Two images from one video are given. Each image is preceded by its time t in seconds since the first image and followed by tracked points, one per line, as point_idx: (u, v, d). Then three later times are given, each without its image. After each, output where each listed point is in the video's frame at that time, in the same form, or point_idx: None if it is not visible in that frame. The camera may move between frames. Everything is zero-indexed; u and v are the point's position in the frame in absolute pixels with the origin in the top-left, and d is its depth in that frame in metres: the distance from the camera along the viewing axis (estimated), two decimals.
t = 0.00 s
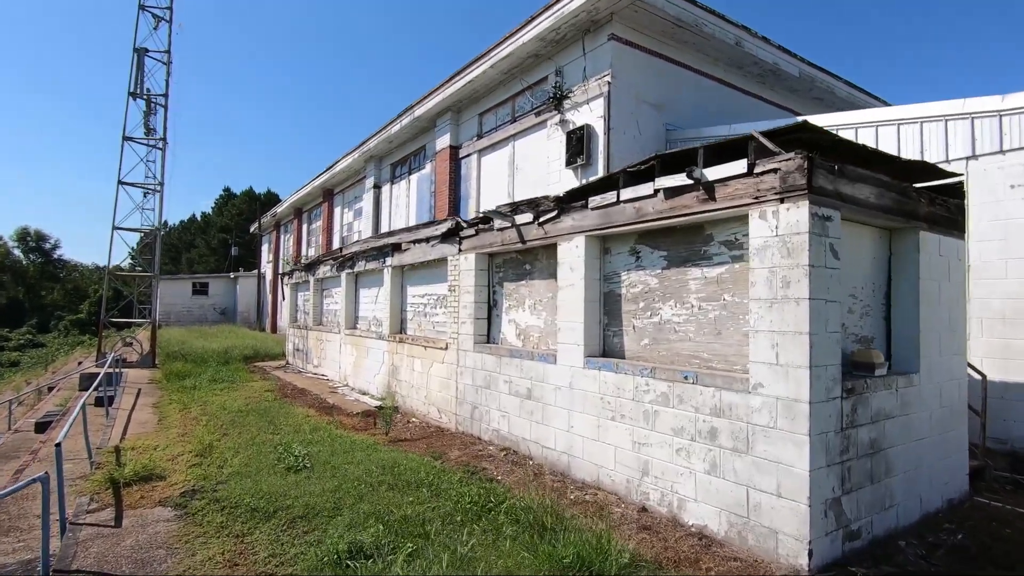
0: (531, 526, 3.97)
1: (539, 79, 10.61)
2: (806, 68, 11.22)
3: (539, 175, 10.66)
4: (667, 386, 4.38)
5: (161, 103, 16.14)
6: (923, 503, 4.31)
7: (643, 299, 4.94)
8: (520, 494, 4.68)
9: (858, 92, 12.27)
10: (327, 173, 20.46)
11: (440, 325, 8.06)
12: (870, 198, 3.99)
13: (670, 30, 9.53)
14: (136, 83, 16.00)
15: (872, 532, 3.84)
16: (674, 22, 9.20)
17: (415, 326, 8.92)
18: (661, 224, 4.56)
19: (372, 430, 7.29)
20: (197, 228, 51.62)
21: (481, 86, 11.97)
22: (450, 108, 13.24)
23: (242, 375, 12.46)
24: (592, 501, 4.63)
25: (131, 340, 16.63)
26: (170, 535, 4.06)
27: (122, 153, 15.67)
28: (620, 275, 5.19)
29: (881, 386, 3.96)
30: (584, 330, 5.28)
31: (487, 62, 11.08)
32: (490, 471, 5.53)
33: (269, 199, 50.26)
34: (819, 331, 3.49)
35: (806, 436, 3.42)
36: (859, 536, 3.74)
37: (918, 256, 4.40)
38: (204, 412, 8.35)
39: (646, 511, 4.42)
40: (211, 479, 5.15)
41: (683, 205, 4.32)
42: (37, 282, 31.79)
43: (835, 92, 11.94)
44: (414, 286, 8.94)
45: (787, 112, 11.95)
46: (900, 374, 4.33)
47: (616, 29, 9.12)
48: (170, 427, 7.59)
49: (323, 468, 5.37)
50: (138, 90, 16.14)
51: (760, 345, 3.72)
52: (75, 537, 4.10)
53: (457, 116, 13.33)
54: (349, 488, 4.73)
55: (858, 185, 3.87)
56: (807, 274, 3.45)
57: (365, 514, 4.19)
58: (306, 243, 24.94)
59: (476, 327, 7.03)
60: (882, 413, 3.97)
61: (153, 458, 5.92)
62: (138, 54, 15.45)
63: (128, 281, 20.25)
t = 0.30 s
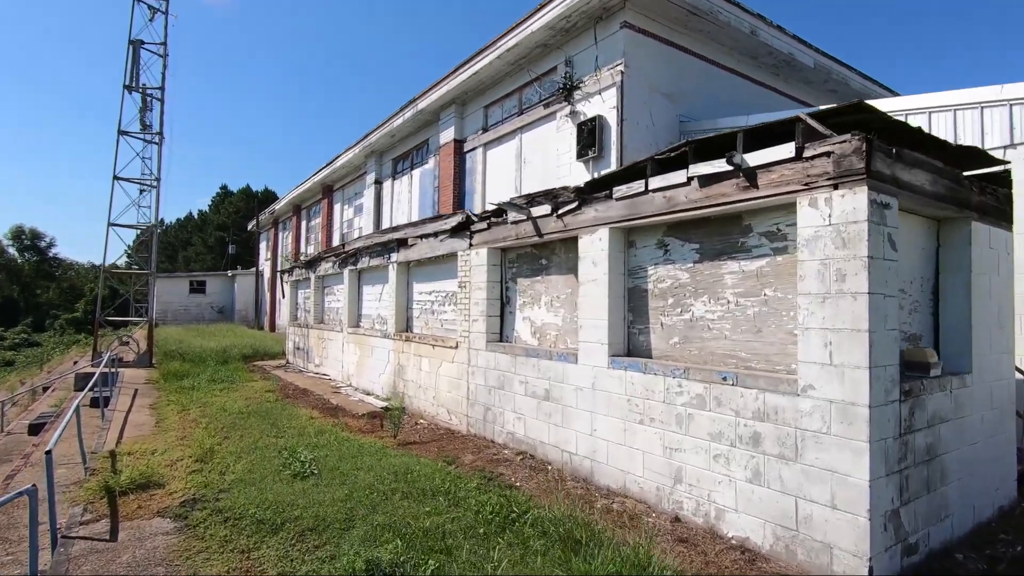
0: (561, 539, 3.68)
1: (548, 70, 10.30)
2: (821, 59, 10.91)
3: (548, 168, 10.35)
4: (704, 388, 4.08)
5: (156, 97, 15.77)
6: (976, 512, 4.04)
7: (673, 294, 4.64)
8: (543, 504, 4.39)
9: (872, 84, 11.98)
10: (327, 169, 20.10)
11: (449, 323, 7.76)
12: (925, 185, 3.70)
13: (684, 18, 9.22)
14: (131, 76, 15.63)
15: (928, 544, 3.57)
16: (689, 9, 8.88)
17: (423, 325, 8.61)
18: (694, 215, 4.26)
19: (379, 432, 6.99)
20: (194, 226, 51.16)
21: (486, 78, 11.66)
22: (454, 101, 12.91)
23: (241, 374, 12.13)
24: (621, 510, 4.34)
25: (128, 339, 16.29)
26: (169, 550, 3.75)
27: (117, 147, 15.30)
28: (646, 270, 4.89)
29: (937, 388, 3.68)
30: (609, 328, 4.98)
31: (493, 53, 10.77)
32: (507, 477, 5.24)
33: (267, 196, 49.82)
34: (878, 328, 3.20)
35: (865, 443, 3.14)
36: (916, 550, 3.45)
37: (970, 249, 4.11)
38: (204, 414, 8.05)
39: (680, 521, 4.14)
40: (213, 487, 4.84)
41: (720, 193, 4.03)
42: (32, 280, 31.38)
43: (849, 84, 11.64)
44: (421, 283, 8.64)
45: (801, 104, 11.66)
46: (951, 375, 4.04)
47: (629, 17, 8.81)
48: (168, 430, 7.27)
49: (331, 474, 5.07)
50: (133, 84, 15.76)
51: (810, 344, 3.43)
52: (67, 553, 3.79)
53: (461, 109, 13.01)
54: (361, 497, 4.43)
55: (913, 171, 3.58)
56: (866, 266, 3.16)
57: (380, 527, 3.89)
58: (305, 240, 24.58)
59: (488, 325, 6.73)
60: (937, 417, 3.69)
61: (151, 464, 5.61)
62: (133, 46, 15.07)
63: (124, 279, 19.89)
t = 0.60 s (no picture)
0: (596, 556, 3.40)
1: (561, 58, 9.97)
2: (842, 48, 10.57)
3: (560, 160, 10.03)
4: (745, 393, 3.80)
5: (157, 86, 15.44)
6: None
7: (707, 291, 4.36)
8: (571, 514, 4.11)
9: (893, 75, 11.63)
10: (330, 162, 19.78)
11: (462, 319, 7.48)
12: (993, 174, 3.40)
13: (704, 4, 8.88)
14: (132, 65, 15.30)
15: (994, 563, 3.29)
16: None
17: (433, 321, 8.33)
18: (735, 205, 3.97)
19: (389, 433, 6.72)
20: (195, 220, 50.84)
21: (496, 67, 11.33)
22: (463, 91, 12.58)
23: (245, 370, 11.87)
24: (653, 520, 4.07)
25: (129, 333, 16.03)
26: (172, 565, 3.48)
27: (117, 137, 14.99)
28: (677, 265, 4.61)
29: (1003, 394, 3.39)
30: (637, 326, 4.69)
31: (504, 40, 10.44)
32: (527, 482, 4.96)
33: (268, 190, 49.47)
34: (951, 330, 2.91)
35: (937, 456, 2.85)
36: (984, 570, 3.18)
37: None
38: (207, 412, 7.78)
39: (718, 534, 3.87)
40: (218, 493, 4.57)
41: (766, 182, 3.73)
42: (33, 273, 31.14)
43: (870, 74, 11.29)
44: (431, 277, 8.35)
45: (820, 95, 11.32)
46: (1013, 379, 3.75)
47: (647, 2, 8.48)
48: (170, 429, 7.01)
49: (342, 480, 4.80)
50: (134, 73, 15.44)
51: (871, 346, 3.15)
52: (62, 566, 3.51)
53: (470, 100, 12.69)
54: (375, 506, 4.16)
55: (983, 158, 3.28)
56: (940, 261, 2.87)
57: (398, 541, 3.61)
58: (308, 234, 24.27)
59: (504, 322, 6.45)
60: (1003, 425, 3.41)
61: (153, 467, 5.34)
62: (133, 34, 14.73)
63: (125, 273, 19.62)
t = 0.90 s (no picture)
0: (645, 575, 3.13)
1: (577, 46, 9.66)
2: (866, 35, 10.23)
3: (576, 151, 9.73)
4: (801, 397, 3.52)
5: (160, 77, 15.15)
6: None
7: (753, 285, 4.08)
8: (609, 526, 3.84)
9: (917, 64, 11.29)
10: (335, 155, 19.48)
11: (479, 315, 7.21)
12: None
13: None
14: (134, 56, 15.00)
15: None
16: None
17: (447, 317, 8.06)
18: (788, 194, 3.68)
19: (405, 434, 6.47)
20: (197, 214, 50.57)
21: (509, 56, 11.01)
22: (473, 81, 12.27)
23: (251, 367, 11.62)
24: (697, 531, 3.81)
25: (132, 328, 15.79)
26: None
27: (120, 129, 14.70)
28: (718, 258, 4.33)
29: None
30: (675, 324, 4.40)
31: (518, 28, 10.12)
32: (555, 488, 4.69)
33: (271, 185, 49.16)
34: None
35: None
36: None
37: None
38: (215, 411, 7.53)
39: (769, 547, 3.60)
40: (231, 499, 4.32)
41: (825, 168, 3.44)
42: (35, 268, 30.92)
43: (894, 63, 10.95)
44: (445, 272, 8.08)
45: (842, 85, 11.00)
46: None
47: None
48: (177, 429, 6.77)
49: (361, 485, 4.53)
50: (136, 63, 15.14)
51: (949, 346, 2.87)
52: None
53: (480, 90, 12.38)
54: (399, 516, 3.89)
55: None
56: None
57: (427, 555, 3.34)
58: (312, 229, 23.99)
59: (525, 318, 6.17)
60: None
61: (160, 470, 5.09)
62: (135, 23, 14.43)
63: (128, 267, 19.38)
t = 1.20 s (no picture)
0: None
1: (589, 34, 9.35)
2: (887, 23, 9.91)
3: (588, 143, 9.44)
4: (852, 404, 3.27)
5: (158, 70, 14.81)
6: None
7: (794, 284, 3.82)
8: (645, 543, 3.60)
9: (937, 52, 10.97)
10: (338, 149, 19.18)
11: (492, 314, 6.96)
12: None
13: None
14: (131, 48, 14.66)
15: None
16: None
17: (458, 316, 7.81)
18: (838, 186, 3.41)
19: (418, 438, 6.23)
20: (198, 210, 50.27)
21: (517, 46, 10.70)
22: (480, 72, 11.96)
23: (256, 366, 11.38)
24: (737, 547, 3.57)
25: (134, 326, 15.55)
26: None
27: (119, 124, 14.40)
28: (755, 255, 4.06)
29: None
30: (709, 325, 4.14)
31: (527, 17, 9.80)
32: (581, 498, 4.45)
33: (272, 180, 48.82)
34: None
35: None
36: None
37: None
38: (219, 414, 7.30)
39: (818, 565, 3.36)
40: (240, 513, 4.08)
41: (881, 158, 3.18)
42: (36, 265, 30.67)
43: (914, 52, 10.64)
44: (456, 269, 7.83)
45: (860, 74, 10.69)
46: None
47: None
48: (181, 433, 6.53)
49: (376, 497, 4.29)
50: (134, 56, 14.81)
51: None
52: None
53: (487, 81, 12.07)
54: (419, 532, 3.66)
55: None
56: None
57: None
58: (314, 225, 23.71)
59: (542, 317, 5.91)
60: None
61: (165, 480, 4.85)
62: (133, 15, 14.10)
63: (129, 265, 19.12)
